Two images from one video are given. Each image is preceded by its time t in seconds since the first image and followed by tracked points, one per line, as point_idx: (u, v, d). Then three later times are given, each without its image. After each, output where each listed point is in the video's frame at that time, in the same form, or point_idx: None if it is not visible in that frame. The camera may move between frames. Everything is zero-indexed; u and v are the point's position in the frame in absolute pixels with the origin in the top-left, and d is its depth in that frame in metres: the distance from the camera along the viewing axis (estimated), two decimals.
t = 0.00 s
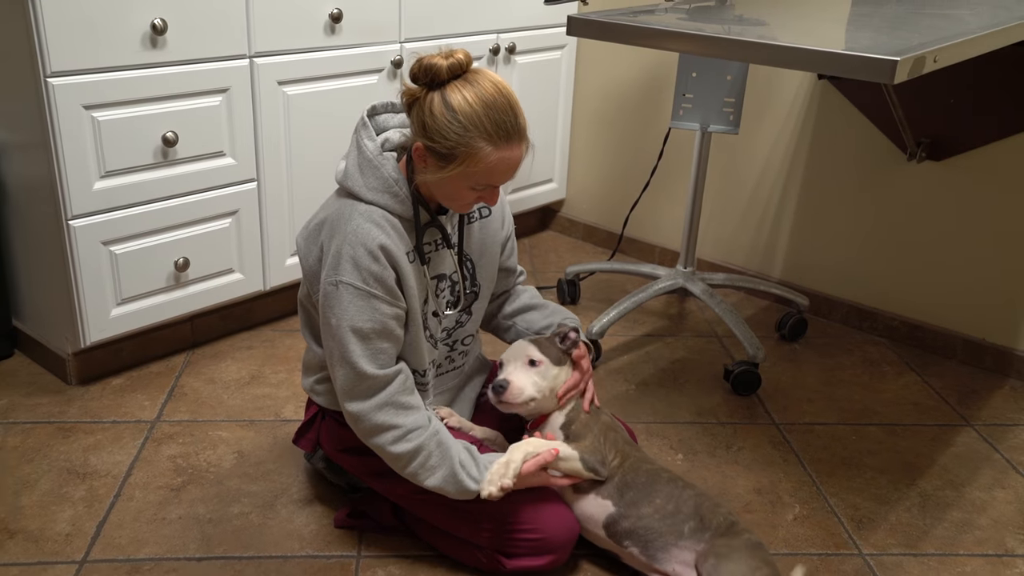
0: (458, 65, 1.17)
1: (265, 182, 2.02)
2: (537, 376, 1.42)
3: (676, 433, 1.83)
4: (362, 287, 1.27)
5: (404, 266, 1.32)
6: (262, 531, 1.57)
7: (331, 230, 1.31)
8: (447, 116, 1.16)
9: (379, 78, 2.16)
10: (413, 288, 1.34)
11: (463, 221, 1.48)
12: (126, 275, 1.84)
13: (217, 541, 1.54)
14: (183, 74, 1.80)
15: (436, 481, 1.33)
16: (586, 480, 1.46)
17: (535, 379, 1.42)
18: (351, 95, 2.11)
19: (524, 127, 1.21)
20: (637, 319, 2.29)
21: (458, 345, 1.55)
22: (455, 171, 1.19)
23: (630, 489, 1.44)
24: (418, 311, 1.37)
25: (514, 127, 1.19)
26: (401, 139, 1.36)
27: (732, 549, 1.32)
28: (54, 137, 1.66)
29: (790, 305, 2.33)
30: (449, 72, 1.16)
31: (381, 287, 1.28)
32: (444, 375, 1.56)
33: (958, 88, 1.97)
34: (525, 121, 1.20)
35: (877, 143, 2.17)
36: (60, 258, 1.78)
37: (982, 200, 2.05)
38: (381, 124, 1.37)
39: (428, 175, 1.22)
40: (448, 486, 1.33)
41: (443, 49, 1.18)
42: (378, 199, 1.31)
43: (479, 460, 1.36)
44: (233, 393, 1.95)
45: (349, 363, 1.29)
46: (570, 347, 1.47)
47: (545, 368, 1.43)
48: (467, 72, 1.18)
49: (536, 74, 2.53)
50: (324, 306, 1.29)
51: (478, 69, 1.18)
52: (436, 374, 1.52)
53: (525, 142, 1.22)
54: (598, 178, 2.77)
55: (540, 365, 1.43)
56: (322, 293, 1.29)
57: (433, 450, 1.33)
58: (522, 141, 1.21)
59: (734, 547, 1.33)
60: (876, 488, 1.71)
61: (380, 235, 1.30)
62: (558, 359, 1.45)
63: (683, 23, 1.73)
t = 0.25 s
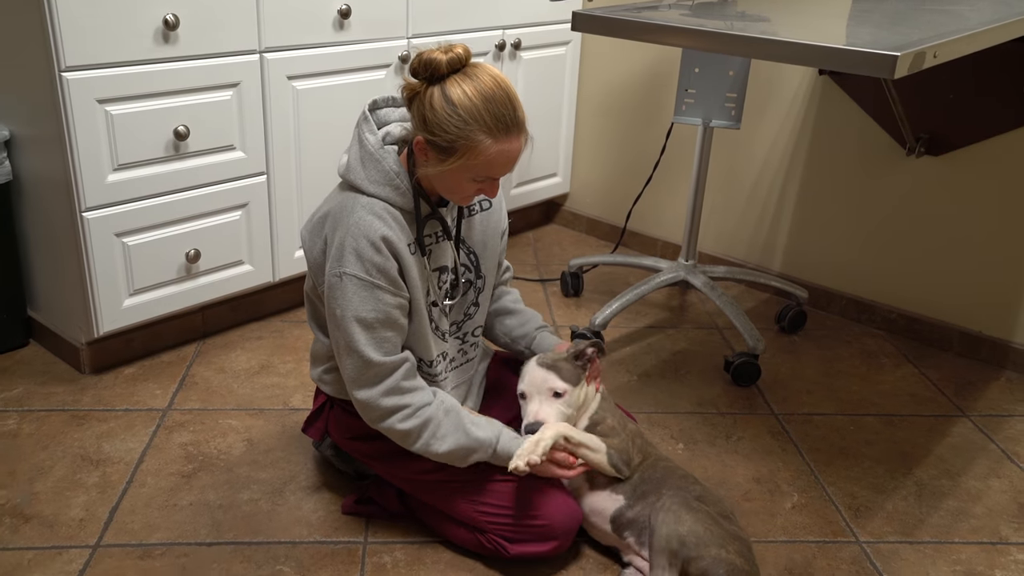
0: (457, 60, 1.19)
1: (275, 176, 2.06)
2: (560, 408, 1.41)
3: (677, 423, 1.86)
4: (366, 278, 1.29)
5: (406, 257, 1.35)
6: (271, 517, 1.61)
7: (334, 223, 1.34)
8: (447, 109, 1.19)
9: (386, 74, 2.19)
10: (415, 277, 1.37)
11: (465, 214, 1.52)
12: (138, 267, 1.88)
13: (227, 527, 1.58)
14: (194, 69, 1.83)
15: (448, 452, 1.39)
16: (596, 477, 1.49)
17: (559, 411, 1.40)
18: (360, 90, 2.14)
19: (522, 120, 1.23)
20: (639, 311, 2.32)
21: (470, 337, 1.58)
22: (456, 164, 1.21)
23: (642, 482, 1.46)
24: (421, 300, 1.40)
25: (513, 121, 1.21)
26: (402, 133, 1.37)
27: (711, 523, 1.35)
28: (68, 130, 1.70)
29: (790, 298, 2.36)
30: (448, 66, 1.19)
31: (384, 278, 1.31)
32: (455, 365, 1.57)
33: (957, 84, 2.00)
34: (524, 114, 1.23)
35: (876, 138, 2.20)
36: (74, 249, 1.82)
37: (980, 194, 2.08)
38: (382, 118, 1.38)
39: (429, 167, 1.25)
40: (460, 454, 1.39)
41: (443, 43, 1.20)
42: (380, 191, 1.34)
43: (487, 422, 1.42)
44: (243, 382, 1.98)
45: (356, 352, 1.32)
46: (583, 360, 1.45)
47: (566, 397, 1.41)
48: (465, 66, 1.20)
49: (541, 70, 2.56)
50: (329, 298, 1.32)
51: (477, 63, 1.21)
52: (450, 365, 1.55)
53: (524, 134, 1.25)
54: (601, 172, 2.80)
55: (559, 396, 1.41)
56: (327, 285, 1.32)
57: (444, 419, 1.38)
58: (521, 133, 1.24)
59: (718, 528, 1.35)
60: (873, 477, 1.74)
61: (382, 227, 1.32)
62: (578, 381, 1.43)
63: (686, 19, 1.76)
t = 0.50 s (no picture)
0: (462, 61, 1.23)
1: (282, 172, 2.09)
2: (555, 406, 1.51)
3: (676, 416, 1.90)
4: (370, 271, 1.33)
5: (410, 251, 1.38)
6: (278, 506, 1.65)
7: (340, 217, 1.38)
8: (452, 110, 1.22)
9: (391, 72, 2.23)
10: (419, 271, 1.40)
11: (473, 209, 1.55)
12: (148, 261, 1.92)
13: (235, 515, 1.62)
14: (204, 67, 1.87)
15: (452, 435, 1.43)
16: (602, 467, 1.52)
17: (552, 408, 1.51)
18: (365, 88, 2.18)
19: (525, 121, 1.27)
20: (639, 306, 2.36)
21: (479, 328, 1.61)
22: (460, 163, 1.25)
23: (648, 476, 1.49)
24: (424, 293, 1.43)
25: (516, 122, 1.25)
26: (409, 130, 1.41)
27: (701, 519, 1.37)
28: (80, 128, 1.73)
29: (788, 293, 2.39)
30: (454, 67, 1.22)
31: (388, 271, 1.35)
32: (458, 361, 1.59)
33: (954, 85, 2.04)
34: (526, 114, 1.26)
35: (874, 136, 2.23)
36: (85, 244, 1.85)
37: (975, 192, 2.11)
38: (389, 116, 1.41)
39: (434, 166, 1.28)
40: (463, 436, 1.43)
41: (448, 45, 1.24)
42: (385, 187, 1.37)
43: (486, 403, 1.48)
44: (250, 374, 2.02)
45: (362, 342, 1.36)
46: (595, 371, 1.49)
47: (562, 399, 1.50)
48: (470, 68, 1.24)
49: (544, 68, 2.60)
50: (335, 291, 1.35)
51: (481, 65, 1.24)
52: (460, 356, 1.59)
53: (527, 135, 1.29)
54: (603, 169, 2.83)
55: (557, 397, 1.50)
56: (333, 278, 1.35)
57: (446, 400, 1.43)
58: (524, 134, 1.27)
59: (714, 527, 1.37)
60: (868, 470, 1.77)
61: (386, 222, 1.35)
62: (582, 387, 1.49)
63: (687, 18, 1.79)
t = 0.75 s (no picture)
0: (477, 64, 1.26)
1: (290, 168, 2.14)
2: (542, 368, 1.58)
3: (676, 407, 1.94)
4: (382, 266, 1.37)
5: (420, 246, 1.42)
6: (287, 494, 1.69)
7: (352, 212, 1.41)
8: (466, 112, 1.26)
9: (397, 70, 2.27)
10: (428, 266, 1.44)
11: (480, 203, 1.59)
12: (159, 254, 1.96)
13: (245, 503, 1.66)
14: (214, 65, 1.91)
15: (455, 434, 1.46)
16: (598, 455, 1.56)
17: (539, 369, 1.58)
18: (371, 86, 2.22)
19: (535, 124, 1.31)
20: (640, 300, 2.40)
21: (484, 319, 1.66)
22: (471, 164, 1.29)
23: (640, 463, 1.51)
24: (434, 286, 1.47)
25: (528, 127, 1.29)
26: (419, 127, 1.45)
27: (701, 524, 1.39)
28: (93, 124, 1.77)
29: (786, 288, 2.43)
30: (468, 70, 1.26)
31: (399, 266, 1.38)
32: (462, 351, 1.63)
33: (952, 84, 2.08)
34: (537, 117, 1.30)
35: (872, 134, 2.26)
36: (99, 238, 1.90)
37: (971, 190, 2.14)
38: (400, 113, 1.46)
39: (446, 165, 1.32)
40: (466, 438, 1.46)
41: (463, 47, 1.27)
42: (398, 183, 1.41)
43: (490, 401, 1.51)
44: (259, 365, 2.07)
45: (371, 336, 1.39)
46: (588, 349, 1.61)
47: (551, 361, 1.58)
48: (485, 72, 1.28)
49: (547, 67, 2.64)
50: (346, 284, 1.39)
51: (495, 68, 1.28)
52: (465, 345, 1.63)
53: (537, 141, 1.33)
54: (605, 166, 2.87)
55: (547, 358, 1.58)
56: (345, 271, 1.39)
57: (445, 402, 1.46)
58: (534, 137, 1.32)
59: (710, 520, 1.40)
60: (864, 460, 1.82)
61: (398, 217, 1.39)
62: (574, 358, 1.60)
63: (687, 18, 1.83)
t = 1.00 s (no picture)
0: (485, 65, 1.30)
1: (302, 164, 2.18)
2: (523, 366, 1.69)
3: (678, 400, 1.98)
4: (392, 262, 1.41)
5: (428, 242, 1.46)
6: (298, 483, 1.74)
7: (361, 210, 1.45)
8: (474, 112, 1.30)
9: (407, 68, 2.31)
10: (437, 261, 1.49)
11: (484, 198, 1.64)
12: (174, 248, 2.01)
13: (257, 491, 1.71)
14: (229, 63, 1.95)
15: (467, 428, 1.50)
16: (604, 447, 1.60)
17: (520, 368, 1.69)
18: (381, 84, 2.27)
19: (541, 123, 1.35)
20: (644, 295, 2.44)
21: (491, 311, 1.71)
22: (479, 163, 1.33)
23: (641, 455, 1.56)
24: (442, 280, 1.51)
25: (534, 125, 1.33)
26: (425, 125, 1.50)
27: (707, 505, 1.43)
28: (110, 121, 1.81)
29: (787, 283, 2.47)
30: (476, 70, 1.30)
31: (409, 262, 1.42)
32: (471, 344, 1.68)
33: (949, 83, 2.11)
34: (544, 117, 1.34)
35: (872, 133, 2.30)
36: (116, 232, 1.94)
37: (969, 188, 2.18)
38: (406, 111, 1.51)
39: (454, 163, 1.36)
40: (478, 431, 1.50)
41: (472, 48, 1.31)
42: (405, 180, 1.45)
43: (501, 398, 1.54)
44: (271, 357, 2.11)
45: (382, 332, 1.43)
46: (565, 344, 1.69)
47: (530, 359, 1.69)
48: (492, 71, 1.31)
49: (554, 65, 2.68)
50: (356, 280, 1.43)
51: (502, 68, 1.32)
52: (473, 337, 1.68)
53: (543, 137, 1.37)
54: (610, 163, 2.91)
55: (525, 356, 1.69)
56: (354, 268, 1.43)
57: (456, 400, 1.49)
58: (540, 136, 1.35)
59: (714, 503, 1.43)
60: (863, 453, 1.85)
61: (407, 214, 1.43)
62: (552, 354, 1.69)
63: (692, 18, 1.86)
